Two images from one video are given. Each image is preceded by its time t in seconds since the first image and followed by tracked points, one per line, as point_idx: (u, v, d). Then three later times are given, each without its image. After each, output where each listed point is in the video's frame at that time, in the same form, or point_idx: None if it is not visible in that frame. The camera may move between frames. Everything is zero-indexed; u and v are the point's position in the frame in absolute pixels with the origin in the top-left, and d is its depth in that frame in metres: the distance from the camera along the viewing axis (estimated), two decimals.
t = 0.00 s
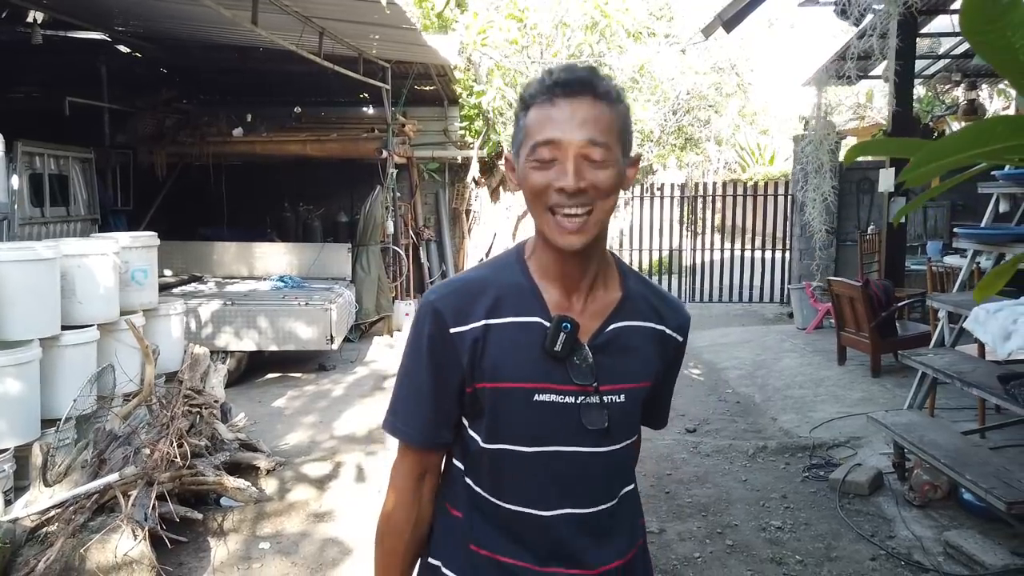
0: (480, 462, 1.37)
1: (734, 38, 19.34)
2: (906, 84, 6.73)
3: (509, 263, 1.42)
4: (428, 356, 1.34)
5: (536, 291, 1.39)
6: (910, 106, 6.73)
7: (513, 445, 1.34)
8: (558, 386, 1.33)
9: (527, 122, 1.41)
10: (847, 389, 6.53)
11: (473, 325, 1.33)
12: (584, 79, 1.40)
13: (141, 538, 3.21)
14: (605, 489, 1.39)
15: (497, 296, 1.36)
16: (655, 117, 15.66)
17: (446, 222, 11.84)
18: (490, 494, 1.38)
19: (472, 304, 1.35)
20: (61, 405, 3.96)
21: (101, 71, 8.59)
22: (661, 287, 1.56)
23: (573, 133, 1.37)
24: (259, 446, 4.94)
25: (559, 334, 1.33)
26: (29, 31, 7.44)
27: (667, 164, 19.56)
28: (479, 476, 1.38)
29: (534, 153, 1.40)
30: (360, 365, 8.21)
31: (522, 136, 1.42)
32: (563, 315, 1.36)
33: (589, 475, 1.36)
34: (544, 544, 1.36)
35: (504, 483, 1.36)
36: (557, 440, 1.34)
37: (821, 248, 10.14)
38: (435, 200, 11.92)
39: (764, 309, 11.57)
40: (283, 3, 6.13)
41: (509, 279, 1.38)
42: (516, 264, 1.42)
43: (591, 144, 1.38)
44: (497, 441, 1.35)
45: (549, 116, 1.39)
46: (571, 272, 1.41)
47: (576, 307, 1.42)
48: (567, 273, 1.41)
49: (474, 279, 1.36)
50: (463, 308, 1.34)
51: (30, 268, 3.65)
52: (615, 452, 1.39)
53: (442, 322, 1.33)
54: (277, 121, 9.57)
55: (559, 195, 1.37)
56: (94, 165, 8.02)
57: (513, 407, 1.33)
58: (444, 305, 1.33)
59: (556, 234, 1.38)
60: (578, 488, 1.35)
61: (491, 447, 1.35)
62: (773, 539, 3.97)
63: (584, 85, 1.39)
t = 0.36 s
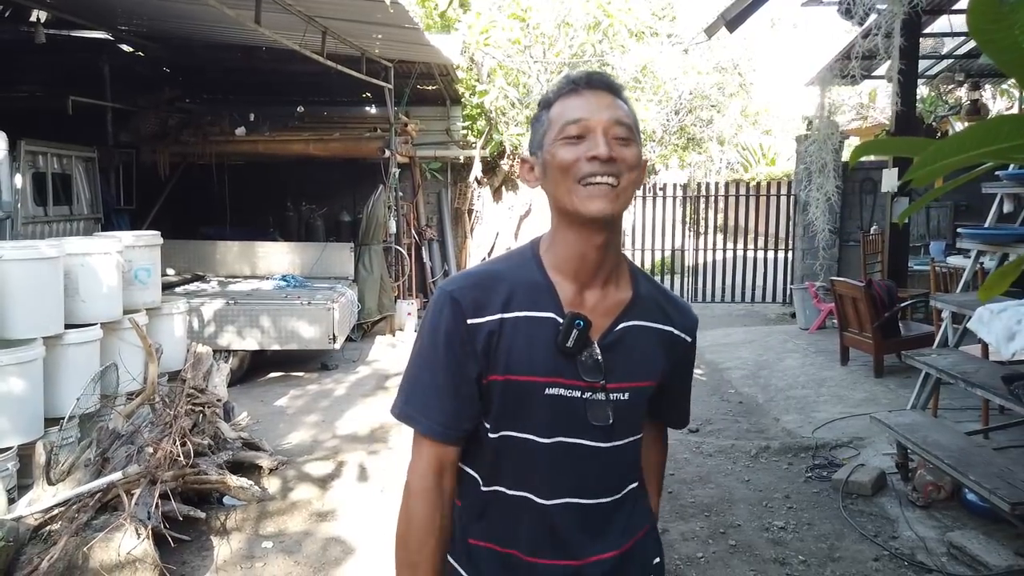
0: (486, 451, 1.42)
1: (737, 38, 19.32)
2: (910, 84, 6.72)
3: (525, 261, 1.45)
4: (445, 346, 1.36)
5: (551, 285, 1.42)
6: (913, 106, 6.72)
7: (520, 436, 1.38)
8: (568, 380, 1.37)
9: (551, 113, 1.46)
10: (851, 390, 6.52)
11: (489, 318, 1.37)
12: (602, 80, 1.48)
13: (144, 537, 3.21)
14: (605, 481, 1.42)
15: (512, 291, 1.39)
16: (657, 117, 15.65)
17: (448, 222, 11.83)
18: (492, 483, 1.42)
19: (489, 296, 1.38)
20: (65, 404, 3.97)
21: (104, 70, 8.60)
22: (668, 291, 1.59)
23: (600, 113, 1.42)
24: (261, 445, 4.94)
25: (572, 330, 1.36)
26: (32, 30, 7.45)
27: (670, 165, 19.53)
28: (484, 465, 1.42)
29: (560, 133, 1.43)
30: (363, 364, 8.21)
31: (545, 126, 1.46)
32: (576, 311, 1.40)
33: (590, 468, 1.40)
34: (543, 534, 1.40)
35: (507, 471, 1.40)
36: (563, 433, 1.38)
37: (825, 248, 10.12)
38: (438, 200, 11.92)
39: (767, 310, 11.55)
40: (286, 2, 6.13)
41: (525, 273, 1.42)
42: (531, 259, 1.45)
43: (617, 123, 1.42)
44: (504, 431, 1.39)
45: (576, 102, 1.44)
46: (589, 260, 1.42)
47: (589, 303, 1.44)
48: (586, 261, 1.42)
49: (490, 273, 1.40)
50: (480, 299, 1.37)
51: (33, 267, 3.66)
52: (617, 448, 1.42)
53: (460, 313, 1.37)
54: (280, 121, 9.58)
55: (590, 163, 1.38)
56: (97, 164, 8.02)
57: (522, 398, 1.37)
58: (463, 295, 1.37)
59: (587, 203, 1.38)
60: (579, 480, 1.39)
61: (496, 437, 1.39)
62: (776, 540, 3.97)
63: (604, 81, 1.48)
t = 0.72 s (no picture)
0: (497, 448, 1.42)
1: (741, 38, 19.30)
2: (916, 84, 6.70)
3: (525, 260, 1.48)
4: (452, 342, 1.39)
5: (552, 282, 1.44)
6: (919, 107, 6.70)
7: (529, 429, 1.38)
8: (573, 371, 1.38)
9: (564, 113, 1.47)
10: (856, 391, 6.50)
11: (495, 314, 1.40)
12: (612, 88, 1.50)
13: (150, 537, 3.23)
14: (617, 473, 1.42)
15: (513, 289, 1.42)
16: (662, 117, 15.64)
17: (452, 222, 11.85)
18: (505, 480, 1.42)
19: (493, 293, 1.41)
20: (71, 404, 3.98)
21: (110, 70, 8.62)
22: (665, 285, 1.61)
23: (613, 122, 1.44)
24: (267, 445, 4.95)
25: (575, 322, 1.39)
26: (38, 30, 7.47)
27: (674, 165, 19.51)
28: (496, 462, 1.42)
29: (574, 136, 1.44)
30: (367, 364, 8.22)
31: (557, 126, 1.46)
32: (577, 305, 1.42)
33: (600, 458, 1.40)
34: (559, 528, 1.40)
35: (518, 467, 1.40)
36: (569, 424, 1.38)
37: (830, 248, 10.10)
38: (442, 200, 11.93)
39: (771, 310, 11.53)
40: (291, 3, 6.14)
41: (527, 272, 1.45)
42: (532, 260, 1.48)
43: (627, 134, 1.45)
44: (516, 425, 1.39)
45: (590, 106, 1.45)
46: (588, 260, 1.46)
47: (588, 299, 1.47)
48: (584, 261, 1.46)
49: (494, 272, 1.44)
50: (485, 296, 1.41)
51: (39, 268, 3.66)
52: (626, 440, 1.43)
53: (467, 309, 1.40)
54: (285, 121, 9.59)
55: (601, 169, 1.41)
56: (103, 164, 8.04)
57: (530, 391, 1.38)
58: (469, 292, 1.40)
59: (592, 208, 1.42)
60: (590, 473, 1.40)
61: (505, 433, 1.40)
62: (782, 541, 3.96)
63: (617, 91, 1.50)
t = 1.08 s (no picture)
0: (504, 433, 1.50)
1: (747, 38, 19.26)
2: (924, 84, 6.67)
3: (541, 252, 1.55)
4: (470, 325, 1.47)
5: (562, 277, 1.51)
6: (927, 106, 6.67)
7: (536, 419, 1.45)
8: (577, 365, 1.45)
9: (593, 113, 1.52)
10: (863, 391, 6.48)
11: (509, 302, 1.48)
12: (642, 97, 1.56)
13: (157, 536, 3.23)
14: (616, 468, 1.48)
15: (527, 279, 1.50)
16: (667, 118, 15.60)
17: (457, 222, 11.85)
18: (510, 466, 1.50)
19: (509, 279, 1.49)
20: (79, 403, 3.99)
21: (117, 70, 8.65)
22: (677, 286, 1.64)
23: (641, 129, 1.50)
24: (273, 445, 4.96)
25: (582, 319, 1.45)
26: (46, 31, 7.49)
27: (680, 165, 19.45)
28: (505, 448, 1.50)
29: (602, 136, 1.49)
30: (373, 364, 8.22)
31: (586, 125, 1.52)
32: (586, 302, 1.48)
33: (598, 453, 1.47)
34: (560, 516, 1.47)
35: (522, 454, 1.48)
36: (569, 416, 1.45)
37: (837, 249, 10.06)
38: (447, 200, 11.94)
39: (777, 311, 11.49)
40: (297, 3, 6.14)
41: (541, 264, 1.52)
42: (547, 253, 1.54)
43: (651, 142, 1.51)
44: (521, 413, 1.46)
45: (618, 111, 1.51)
46: (599, 259, 1.51)
47: (596, 298, 1.52)
48: (595, 259, 1.51)
49: (512, 262, 1.52)
50: (502, 281, 1.49)
51: (48, 267, 3.68)
52: (621, 435, 1.49)
53: (486, 290, 1.48)
54: (290, 121, 9.61)
55: (624, 172, 1.46)
56: (109, 164, 8.06)
57: (536, 380, 1.45)
58: (489, 274, 1.49)
59: (610, 209, 1.47)
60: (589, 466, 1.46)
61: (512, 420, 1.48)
62: (788, 542, 3.95)
63: (648, 100, 1.55)
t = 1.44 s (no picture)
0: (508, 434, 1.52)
1: (757, 37, 19.21)
2: (937, 83, 6.63)
3: (543, 255, 1.55)
4: (470, 331, 1.49)
5: (563, 280, 1.51)
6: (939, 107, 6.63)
7: (540, 421, 1.46)
8: (580, 367, 1.45)
9: (608, 113, 1.51)
10: (874, 392, 6.45)
11: (510, 305, 1.48)
12: (654, 100, 1.56)
13: (170, 535, 3.25)
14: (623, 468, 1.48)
15: (527, 283, 1.50)
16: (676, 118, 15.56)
17: (466, 222, 11.86)
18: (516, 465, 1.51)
19: (509, 284, 1.50)
20: (92, 403, 4.00)
21: (127, 71, 8.69)
22: (683, 284, 1.63)
23: (655, 134, 1.50)
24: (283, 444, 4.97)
25: (582, 320, 1.45)
26: (57, 32, 7.53)
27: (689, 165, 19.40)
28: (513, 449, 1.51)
29: (616, 139, 1.48)
30: (382, 364, 8.23)
31: (599, 124, 1.51)
32: (588, 304, 1.48)
33: (606, 453, 1.47)
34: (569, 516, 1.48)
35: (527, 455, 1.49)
36: (572, 418, 1.46)
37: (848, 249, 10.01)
38: (456, 200, 11.94)
39: (787, 311, 11.45)
40: (307, 3, 6.14)
41: (542, 268, 1.52)
42: (549, 257, 1.55)
43: (664, 147, 1.51)
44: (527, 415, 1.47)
45: (632, 114, 1.50)
46: (603, 261, 1.51)
47: (599, 299, 1.52)
48: (599, 261, 1.51)
49: (513, 268, 1.53)
50: (501, 287, 1.50)
51: (62, 268, 3.70)
52: (628, 435, 1.48)
53: (484, 297, 1.49)
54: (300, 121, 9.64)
55: (636, 178, 1.47)
56: (120, 165, 8.10)
57: (539, 383, 1.46)
58: (486, 282, 1.50)
59: (619, 214, 1.48)
60: (595, 466, 1.47)
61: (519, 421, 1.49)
62: (799, 544, 3.94)
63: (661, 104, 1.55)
